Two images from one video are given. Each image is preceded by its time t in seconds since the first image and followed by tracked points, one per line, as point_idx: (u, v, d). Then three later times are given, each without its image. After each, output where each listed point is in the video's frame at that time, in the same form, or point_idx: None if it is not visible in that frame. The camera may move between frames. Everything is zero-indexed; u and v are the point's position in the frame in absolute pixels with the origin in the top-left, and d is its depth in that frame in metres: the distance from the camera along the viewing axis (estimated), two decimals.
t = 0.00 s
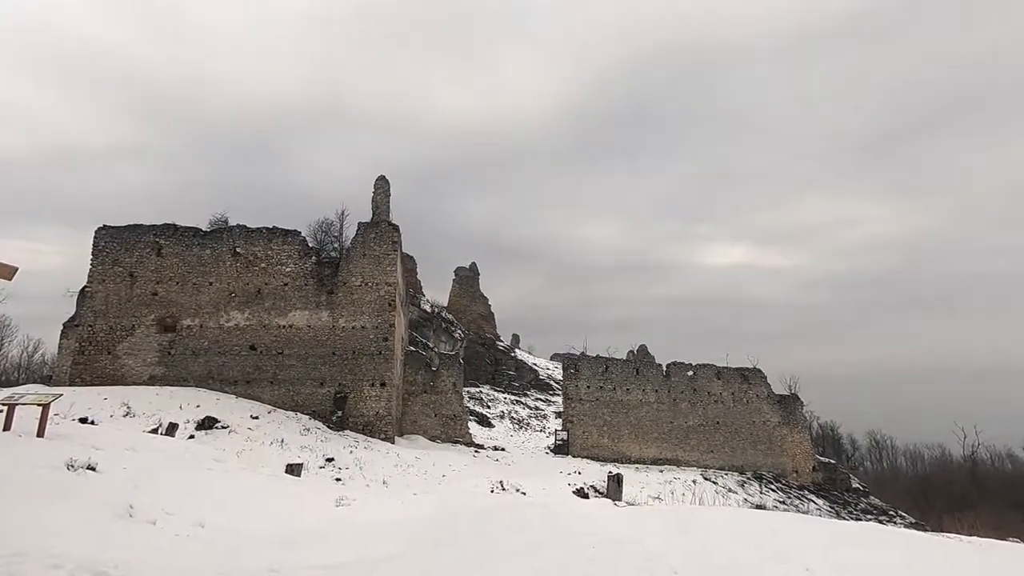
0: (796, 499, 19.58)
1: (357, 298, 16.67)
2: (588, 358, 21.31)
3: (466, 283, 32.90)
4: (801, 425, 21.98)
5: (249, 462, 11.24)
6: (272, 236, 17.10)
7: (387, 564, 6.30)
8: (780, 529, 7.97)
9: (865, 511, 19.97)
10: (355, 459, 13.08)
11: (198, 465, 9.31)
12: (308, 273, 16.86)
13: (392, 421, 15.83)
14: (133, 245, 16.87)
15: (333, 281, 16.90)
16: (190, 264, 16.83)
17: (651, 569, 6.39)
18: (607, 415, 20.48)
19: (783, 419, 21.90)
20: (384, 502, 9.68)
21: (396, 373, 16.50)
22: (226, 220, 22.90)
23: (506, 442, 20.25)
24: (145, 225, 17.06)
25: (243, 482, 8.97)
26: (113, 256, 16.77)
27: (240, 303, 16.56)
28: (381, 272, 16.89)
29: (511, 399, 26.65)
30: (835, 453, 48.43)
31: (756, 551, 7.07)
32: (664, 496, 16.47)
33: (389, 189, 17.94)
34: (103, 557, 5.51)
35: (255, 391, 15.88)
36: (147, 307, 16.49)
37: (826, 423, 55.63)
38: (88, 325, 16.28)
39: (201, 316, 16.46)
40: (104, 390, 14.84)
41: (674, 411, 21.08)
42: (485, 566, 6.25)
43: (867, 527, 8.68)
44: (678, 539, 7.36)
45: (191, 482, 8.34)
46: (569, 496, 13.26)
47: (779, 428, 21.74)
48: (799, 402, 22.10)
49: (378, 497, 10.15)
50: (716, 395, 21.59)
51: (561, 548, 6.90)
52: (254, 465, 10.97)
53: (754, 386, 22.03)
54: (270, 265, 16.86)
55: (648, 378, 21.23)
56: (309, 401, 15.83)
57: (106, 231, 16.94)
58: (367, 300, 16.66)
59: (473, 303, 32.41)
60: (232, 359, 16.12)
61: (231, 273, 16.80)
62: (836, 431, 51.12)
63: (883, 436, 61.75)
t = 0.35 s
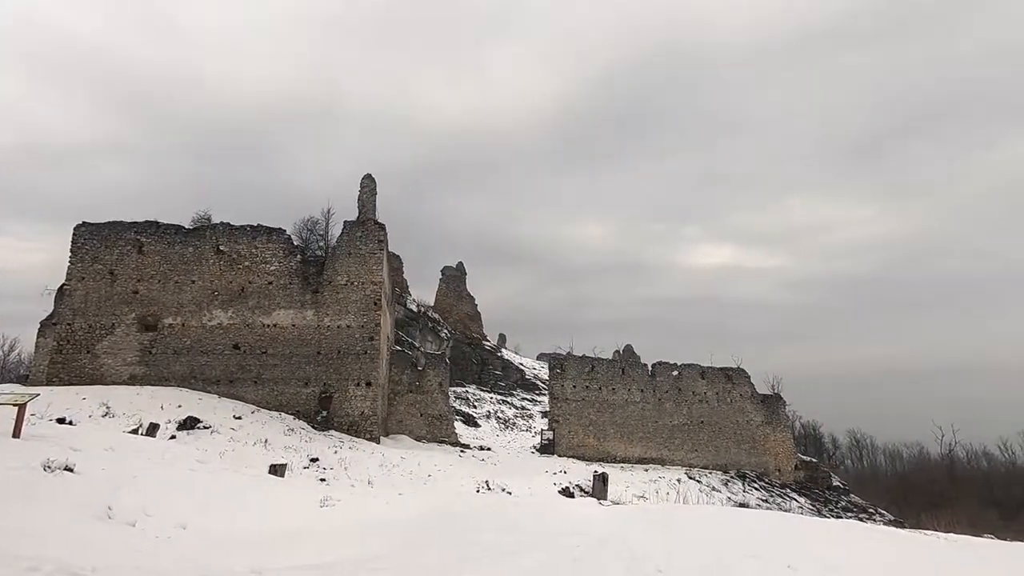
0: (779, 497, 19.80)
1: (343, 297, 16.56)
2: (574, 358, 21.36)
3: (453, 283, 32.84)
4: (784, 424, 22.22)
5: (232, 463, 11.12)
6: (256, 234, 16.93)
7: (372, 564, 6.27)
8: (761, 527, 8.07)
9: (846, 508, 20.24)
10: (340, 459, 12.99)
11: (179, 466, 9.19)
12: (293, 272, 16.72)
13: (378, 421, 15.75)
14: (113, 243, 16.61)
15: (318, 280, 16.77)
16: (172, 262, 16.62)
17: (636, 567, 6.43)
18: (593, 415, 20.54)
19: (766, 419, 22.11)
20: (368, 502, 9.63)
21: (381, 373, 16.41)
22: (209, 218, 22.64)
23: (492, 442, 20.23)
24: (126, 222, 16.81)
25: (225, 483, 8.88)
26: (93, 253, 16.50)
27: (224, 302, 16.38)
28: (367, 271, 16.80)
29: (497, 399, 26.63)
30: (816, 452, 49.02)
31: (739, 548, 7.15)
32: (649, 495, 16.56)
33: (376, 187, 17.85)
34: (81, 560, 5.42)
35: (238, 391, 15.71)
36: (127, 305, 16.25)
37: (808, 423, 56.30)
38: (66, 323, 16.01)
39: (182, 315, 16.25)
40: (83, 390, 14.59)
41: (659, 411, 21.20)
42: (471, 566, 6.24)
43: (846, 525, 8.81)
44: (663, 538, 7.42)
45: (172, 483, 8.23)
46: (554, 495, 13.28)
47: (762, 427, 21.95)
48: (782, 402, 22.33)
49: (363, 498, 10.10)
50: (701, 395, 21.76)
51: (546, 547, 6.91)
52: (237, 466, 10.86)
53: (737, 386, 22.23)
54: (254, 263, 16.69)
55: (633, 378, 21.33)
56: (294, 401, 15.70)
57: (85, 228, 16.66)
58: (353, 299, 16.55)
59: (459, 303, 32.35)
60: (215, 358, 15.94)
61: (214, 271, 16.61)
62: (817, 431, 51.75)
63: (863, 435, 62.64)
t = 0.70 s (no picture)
0: (761, 495, 20.01)
1: (328, 295, 16.45)
2: (559, 357, 21.41)
3: (439, 282, 32.76)
4: (766, 422, 22.46)
5: (214, 463, 11.00)
6: (240, 231, 16.75)
7: (355, 564, 6.23)
8: (743, 524, 8.17)
9: (826, 506, 20.51)
10: (325, 459, 12.90)
11: (159, 466, 9.08)
12: (278, 270, 16.57)
13: (363, 421, 15.66)
14: (93, 239, 16.36)
15: (303, 278, 16.64)
16: (153, 259, 16.40)
17: (620, 566, 6.47)
18: (578, 414, 20.60)
19: (749, 417, 22.33)
20: (353, 502, 9.57)
21: (367, 372, 16.33)
22: (192, 215, 22.37)
23: (477, 441, 20.22)
24: (106, 218, 16.56)
25: (207, 483, 8.79)
26: (71, 250, 16.23)
27: (206, 300, 16.18)
28: (352, 269, 16.70)
29: (483, 398, 26.62)
30: (798, 450, 49.69)
31: (720, 545, 7.23)
32: (633, 493, 16.65)
33: (362, 185, 17.74)
34: (56, 562, 5.33)
35: (221, 390, 15.54)
36: (107, 303, 16.01)
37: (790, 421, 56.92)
38: (43, 321, 15.73)
39: (164, 313, 16.04)
40: (60, 389, 14.34)
41: (644, 410, 21.31)
42: (455, 566, 6.24)
43: (826, 521, 8.95)
44: (644, 536, 7.41)
45: (151, 483, 8.12)
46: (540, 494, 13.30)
47: (745, 425, 22.17)
48: (765, 400, 22.56)
49: (348, 498, 10.04)
50: (685, 394, 21.91)
51: (529, 546, 6.94)
52: (219, 466, 10.74)
53: (721, 385, 22.42)
54: (238, 261, 16.52)
55: (618, 377, 21.42)
56: (277, 401, 15.57)
57: (64, 224, 16.38)
58: (338, 298, 16.44)
59: (446, 302, 32.29)
60: (197, 357, 15.75)
61: (196, 268, 16.42)
62: (799, 429, 52.37)
63: (843, 433, 63.57)
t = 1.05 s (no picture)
0: (744, 492, 20.21)
1: (313, 293, 16.33)
2: (546, 355, 21.44)
3: (425, 280, 32.66)
4: (750, 420, 22.68)
5: (197, 462, 10.87)
6: (223, 228, 16.56)
7: (340, 564, 6.21)
8: (726, 521, 8.24)
9: (808, 502, 20.78)
10: (310, 458, 12.81)
11: (139, 466, 8.95)
12: (262, 267, 16.41)
13: (348, 420, 15.57)
14: (72, 235, 16.09)
15: (288, 276, 16.50)
16: (133, 256, 16.16)
17: (606, 563, 6.50)
18: (564, 412, 20.66)
19: (732, 415, 22.52)
20: (337, 501, 9.51)
21: (352, 371, 16.23)
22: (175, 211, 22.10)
23: (464, 440, 20.20)
24: (85, 214, 16.29)
25: (189, 483, 8.68)
26: (50, 246, 15.95)
27: (189, 297, 15.99)
28: (338, 267, 16.58)
29: (470, 396, 26.60)
30: (781, 448, 50.25)
31: (703, 542, 7.29)
32: (619, 491, 16.74)
33: (348, 182, 17.62)
34: (33, 564, 5.24)
35: (203, 389, 15.37)
36: (86, 300, 15.76)
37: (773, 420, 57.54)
38: (21, 318, 15.44)
39: (145, 310, 15.82)
40: (37, 388, 14.09)
41: (629, 408, 21.42)
42: (440, 565, 6.21)
43: (806, 517, 9.08)
44: (629, 535, 7.45)
45: (131, 483, 8.00)
46: (526, 492, 13.32)
47: (729, 423, 22.36)
48: (748, 398, 22.78)
49: (333, 497, 9.98)
50: (670, 392, 22.05)
51: (515, 544, 6.95)
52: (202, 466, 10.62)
53: (706, 383, 22.60)
54: (221, 258, 16.34)
55: (604, 376, 21.51)
56: (261, 399, 15.43)
57: (42, 219, 16.08)
58: (323, 296, 16.33)
59: (432, 300, 32.21)
60: (179, 355, 15.56)
61: (178, 265, 16.21)
62: (781, 427, 52.95)
63: (825, 430, 64.42)
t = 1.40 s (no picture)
0: (729, 488, 20.39)
1: (298, 290, 16.20)
2: (533, 353, 21.46)
3: (412, 278, 32.56)
4: (734, 418, 22.88)
5: (179, 461, 10.75)
6: (207, 224, 16.38)
7: (324, 563, 6.16)
8: (710, 518, 8.31)
9: (790, 499, 21.02)
10: (294, 456, 12.72)
11: (120, 465, 8.82)
12: (247, 264, 16.26)
13: (334, 418, 15.47)
14: (51, 230, 15.82)
15: (273, 273, 16.36)
16: (115, 252, 15.93)
17: (591, 560, 6.53)
18: (551, 409, 20.70)
19: (717, 413, 22.72)
20: (323, 500, 9.46)
21: (338, 369, 16.13)
22: (158, 207, 21.82)
23: (450, 438, 20.16)
24: (65, 209, 16.02)
25: (171, 482, 8.57)
26: (28, 241, 15.68)
27: (171, 294, 15.80)
28: (324, 265, 16.46)
29: (456, 394, 26.57)
30: (765, 444, 50.83)
31: (687, 538, 7.35)
32: (604, 488, 16.81)
33: (334, 179, 17.50)
34: (9, 565, 5.16)
35: (186, 387, 15.20)
36: (66, 296, 15.51)
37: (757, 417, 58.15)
38: None
39: (126, 307, 15.61)
40: (15, 386, 13.84)
41: (615, 406, 21.51)
42: (426, 563, 6.19)
43: (787, 512, 9.19)
44: (614, 531, 7.51)
45: (111, 483, 7.89)
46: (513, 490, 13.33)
47: (713, 421, 22.55)
48: (733, 396, 22.98)
49: (318, 496, 9.92)
50: (656, 390, 22.18)
51: (499, 542, 6.96)
52: (185, 465, 10.49)
53: (691, 381, 22.76)
54: (205, 254, 16.16)
55: (591, 374, 21.58)
56: (245, 397, 15.29)
57: (20, 214, 15.80)
58: (309, 293, 16.20)
59: (419, 298, 32.13)
60: (162, 353, 15.37)
61: (161, 262, 16.00)
62: (765, 424, 53.52)
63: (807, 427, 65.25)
